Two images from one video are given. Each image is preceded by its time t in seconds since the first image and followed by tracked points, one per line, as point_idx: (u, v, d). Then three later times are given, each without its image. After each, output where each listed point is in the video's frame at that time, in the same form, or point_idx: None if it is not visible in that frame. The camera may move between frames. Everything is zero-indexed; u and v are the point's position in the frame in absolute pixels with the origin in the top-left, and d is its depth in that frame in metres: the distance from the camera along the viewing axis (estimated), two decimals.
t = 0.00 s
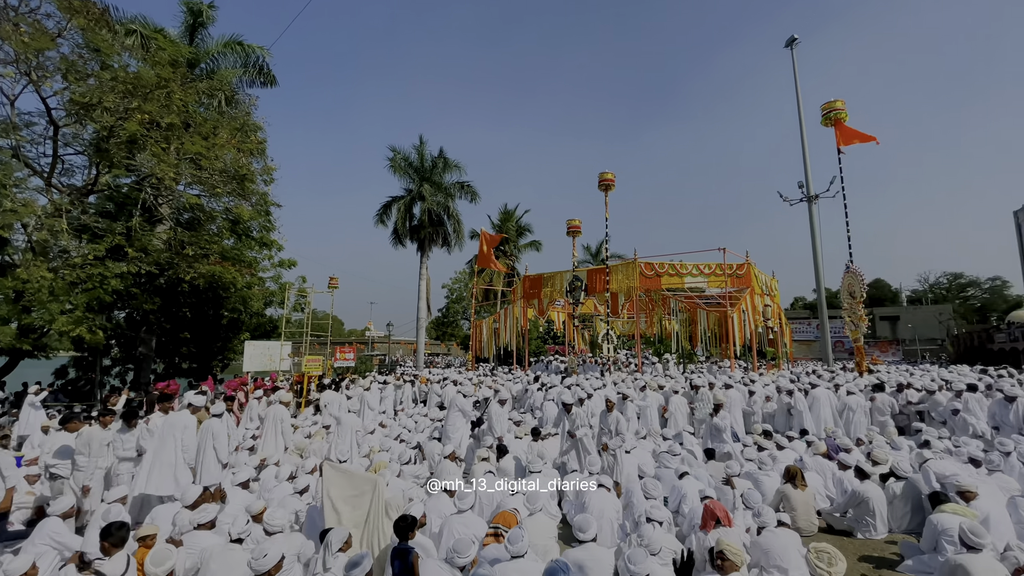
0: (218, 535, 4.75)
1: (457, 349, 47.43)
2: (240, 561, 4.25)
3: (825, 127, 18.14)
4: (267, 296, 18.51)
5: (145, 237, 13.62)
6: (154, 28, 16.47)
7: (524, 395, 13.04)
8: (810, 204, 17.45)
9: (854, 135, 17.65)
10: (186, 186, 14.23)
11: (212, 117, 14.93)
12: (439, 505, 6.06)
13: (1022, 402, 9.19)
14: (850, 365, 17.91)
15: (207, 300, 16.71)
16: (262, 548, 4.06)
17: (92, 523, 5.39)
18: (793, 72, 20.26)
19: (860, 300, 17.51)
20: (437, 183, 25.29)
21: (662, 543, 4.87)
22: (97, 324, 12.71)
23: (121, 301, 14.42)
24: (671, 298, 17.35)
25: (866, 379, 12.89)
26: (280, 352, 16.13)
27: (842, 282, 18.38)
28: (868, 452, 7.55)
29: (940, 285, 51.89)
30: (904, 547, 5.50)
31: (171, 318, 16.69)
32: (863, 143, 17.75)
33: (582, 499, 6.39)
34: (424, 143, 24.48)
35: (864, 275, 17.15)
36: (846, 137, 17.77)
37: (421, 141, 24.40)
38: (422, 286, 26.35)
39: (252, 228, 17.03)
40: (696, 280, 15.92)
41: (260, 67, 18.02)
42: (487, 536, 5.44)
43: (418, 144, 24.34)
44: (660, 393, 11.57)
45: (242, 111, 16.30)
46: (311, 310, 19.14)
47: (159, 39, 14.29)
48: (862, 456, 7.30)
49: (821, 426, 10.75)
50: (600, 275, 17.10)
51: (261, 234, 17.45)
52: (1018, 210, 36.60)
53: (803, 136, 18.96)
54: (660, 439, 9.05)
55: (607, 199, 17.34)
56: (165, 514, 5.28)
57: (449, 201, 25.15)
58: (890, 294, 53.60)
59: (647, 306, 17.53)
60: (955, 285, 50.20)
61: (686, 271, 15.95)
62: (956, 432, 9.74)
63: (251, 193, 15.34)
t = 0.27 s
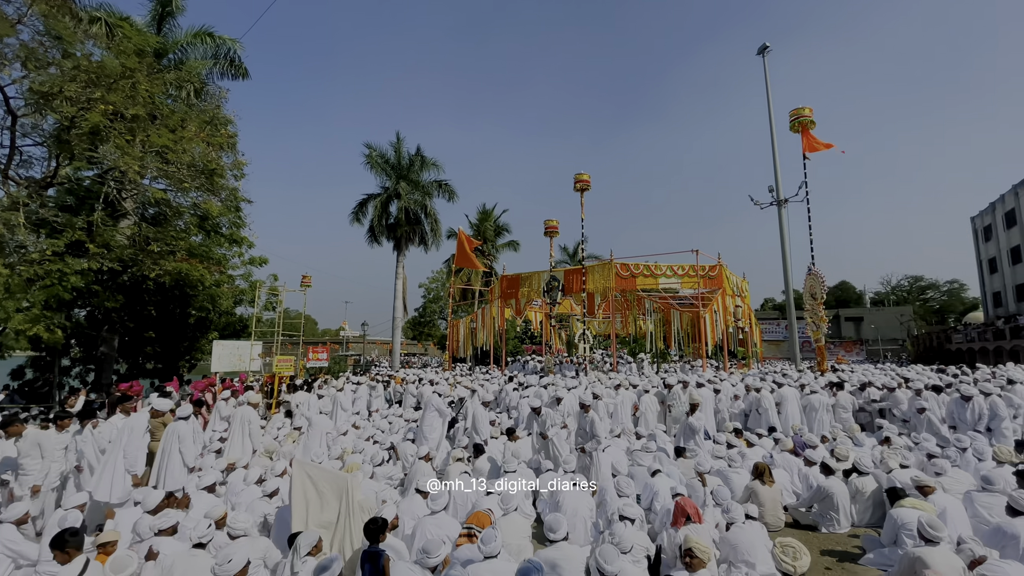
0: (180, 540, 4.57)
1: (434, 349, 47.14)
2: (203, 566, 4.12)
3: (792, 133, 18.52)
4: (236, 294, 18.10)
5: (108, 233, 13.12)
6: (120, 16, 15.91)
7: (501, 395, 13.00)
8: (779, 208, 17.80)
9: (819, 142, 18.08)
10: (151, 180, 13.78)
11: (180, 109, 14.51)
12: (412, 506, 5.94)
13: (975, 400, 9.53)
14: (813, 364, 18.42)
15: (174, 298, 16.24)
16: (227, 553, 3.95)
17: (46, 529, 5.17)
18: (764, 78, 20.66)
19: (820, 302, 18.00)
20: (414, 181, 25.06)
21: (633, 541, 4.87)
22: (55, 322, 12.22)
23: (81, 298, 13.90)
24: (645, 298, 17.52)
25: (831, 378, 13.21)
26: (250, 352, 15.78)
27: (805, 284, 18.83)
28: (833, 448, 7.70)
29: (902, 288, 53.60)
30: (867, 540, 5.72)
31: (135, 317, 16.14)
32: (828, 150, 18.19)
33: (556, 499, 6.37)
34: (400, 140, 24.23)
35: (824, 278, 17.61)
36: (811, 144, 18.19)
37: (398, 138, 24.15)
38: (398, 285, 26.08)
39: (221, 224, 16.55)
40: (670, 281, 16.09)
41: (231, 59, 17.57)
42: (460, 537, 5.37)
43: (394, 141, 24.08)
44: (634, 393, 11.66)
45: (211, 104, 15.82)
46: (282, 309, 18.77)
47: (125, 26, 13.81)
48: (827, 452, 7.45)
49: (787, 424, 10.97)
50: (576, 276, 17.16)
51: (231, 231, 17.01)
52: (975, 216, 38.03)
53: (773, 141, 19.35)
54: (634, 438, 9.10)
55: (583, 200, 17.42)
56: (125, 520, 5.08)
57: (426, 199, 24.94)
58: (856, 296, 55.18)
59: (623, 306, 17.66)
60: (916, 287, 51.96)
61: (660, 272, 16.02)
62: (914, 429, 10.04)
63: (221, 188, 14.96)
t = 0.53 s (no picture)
0: (145, 547, 4.40)
1: (413, 349, 46.82)
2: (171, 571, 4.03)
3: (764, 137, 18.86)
4: (209, 292, 17.73)
5: (74, 228, 12.70)
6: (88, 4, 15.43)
7: (480, 394, 12.96)
8: (754, 211, 18.10)
9: (789, 146, 18.47)
10: (119, 174, 13.41)
11: (151, 102, 14.16)
12: (388, 508, 5.83)
13: (936, 397, 9.85)
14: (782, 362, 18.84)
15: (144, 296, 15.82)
16: (194, 557, 3.90)
17: (2, 532, 4.95)
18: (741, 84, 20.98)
19: (787, 302, 18.44)
20: (394, 179, 24.86)
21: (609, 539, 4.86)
22: (17, 320, 11.79)
23: (44, 296, 13.46)
24: (624, 298, 17.64)
25: (802, 377, 13.49)
26: (222, 352, 15.48)
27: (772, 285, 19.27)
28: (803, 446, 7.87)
29: (870, 290, 55.05)
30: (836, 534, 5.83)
31: (101, 316, 15.67)
32: (798, 155, 18.58)
33: (533, 498, 6.33)
34: (380, 137, 24.02)
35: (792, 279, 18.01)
36: (782, 148, 18.55)
37: (377, 135, 23.93)
38: (377, 284, 25.83)
39: (193, 220, 16.16)
40: (648, 282, 16.24)
41: (205, 51, 17.20)
42: (436, 538, 5.30)
43: (374, 138, 23.86)
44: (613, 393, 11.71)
45: (183, 97, 15.42)
46: (256, 308, 18.43)
47: (93, 15, 13.41)
48: (797, 450, 7.61)
49: (760, 422, 11.16)
50: (556, 276, 17.21)
51: (204, 228, 16.65)
52: (939, 220, 39.30)
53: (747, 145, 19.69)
54: (611, 436, 9.14)
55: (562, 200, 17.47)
56: (87, 526, 4.90)
57: (406, 198, 24.76)
58: (826, 297, 56.50)
59: (602, 306, 17.76)
60: (883, 289, 53.47)
61: (638, 273, 16.14)
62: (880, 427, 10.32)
63: (192, 183, 14.62)
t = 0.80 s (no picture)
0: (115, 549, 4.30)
1: (395, 350, 46.47)
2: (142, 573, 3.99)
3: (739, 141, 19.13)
4: (184, 290, 17.40)
5: (45, 224, 12.35)
6: None
7: (462, 394, 12.92)
8: (733, 213, 18.36)
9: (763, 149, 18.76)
10: (91, 168, 13.08)
11: (124, 94, 13.82)
12: (368, 508, 5.77)
13: (908, 395, 10.10)
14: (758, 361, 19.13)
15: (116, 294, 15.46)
16: (165, 559, 3.91)
17: None
18: (721, 87, 21.25)
19: (761, 303, 18.78)
20: (376, 177, 24.66)
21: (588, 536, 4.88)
22: None
23: (11, 293, 13.07)
24: (606, 298, 17.73)
25: (779, 375, 13.71)
26: (198, 351, 15.19)
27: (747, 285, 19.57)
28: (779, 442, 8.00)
29: (845, 291, 56.21)
30: (809, 528, 5.93)
31: (72, 314, 15.26)
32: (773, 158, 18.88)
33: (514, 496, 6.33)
34: (362, 135, 23.81)
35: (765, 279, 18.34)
36: (755, 152, 18.84)
37: (359, 132, 23.71)
38: (358, 283, 25.59)
39: (169, 217, 15.84)
40: (629, 282, 16.36)
41: (181, 43, 16.88)
42: (415, 537, 5.25)
43: (355, 135, 23.64)
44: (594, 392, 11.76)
45: (158, 90, 15.07)
46: (233, 306, 18.13)
47: (64, 4, 13.04)
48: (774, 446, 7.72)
49: (738, 420, 11.30)
50: (539, 276, 17.23)
51: (180, 224, 16.34)
52: (911, 223, 40.32)
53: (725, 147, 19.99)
54: (592, 435, 9.19)
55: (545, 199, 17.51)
56: (54, 529, 4.76)
57: (388, 196, 24.57)
58: (803, 299, 57.54)
59: (585, 306, 17.83)
60: (857, 290, 54.65)
61: (620, 273, 16.25)
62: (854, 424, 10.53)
63: (168, 178, 14.30)
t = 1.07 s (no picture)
0: (86, 553, 4.20)
1: (379, 350, 46.15)
2: None
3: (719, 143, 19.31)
4: (161, 288, 17.13)
5: (17, 219, 12.02)
6: None
7: (446, 393, 12.85)
8: (716, 214, 18.53)
9: (744, 151, 18.97)
10: (65, 162, 12.79)
11: (100, 87, 13.52)
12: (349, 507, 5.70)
13: (885, 393, 10.28)
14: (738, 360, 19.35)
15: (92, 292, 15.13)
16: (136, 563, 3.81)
17: None
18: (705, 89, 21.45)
19: (740, 303, 19.03)
20: (361, 175, 24.46)
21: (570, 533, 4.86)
22: None
23: None
24: (591, 298, 17.77)
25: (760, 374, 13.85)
26: (176, 351, 14.94)
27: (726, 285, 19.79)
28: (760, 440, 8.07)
29: (825, 292, 57.09)
30: (790, 525, 5.97)
31: (46, 312, 14.90)
32: (753, 159, 19.08)
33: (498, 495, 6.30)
34: (346, 132, 23.59)
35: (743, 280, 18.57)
36: (736, 153, 19.04)
37: (344, 130, 23.50)
38: (342, 282, 25.36)
39: (146, 213, 15.54)
40: (615, 282, 16.41)
41: (160, 35, 16.60)
42: (396, 537, 5.19)
43: (340, 133, 23.42)
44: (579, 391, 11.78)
45: (136, 84, 14.79)
46: (214, 305, 17.85)
47: None
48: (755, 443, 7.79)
49: (720, 418, 11.38)
50: (525, 275, 17.20)
51: (158, 221, 16.05)
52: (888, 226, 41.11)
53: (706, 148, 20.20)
54: (576, 433, 9.19)
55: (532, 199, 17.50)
56: (24, 533, 4.63)
57: (373, 194, 24.37)
58: (784, 299, 58.35)
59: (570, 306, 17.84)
60: (836, 291, 55.53)
61: (605, 273, 16.29)
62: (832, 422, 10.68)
63: (145, 173, 14.02)
